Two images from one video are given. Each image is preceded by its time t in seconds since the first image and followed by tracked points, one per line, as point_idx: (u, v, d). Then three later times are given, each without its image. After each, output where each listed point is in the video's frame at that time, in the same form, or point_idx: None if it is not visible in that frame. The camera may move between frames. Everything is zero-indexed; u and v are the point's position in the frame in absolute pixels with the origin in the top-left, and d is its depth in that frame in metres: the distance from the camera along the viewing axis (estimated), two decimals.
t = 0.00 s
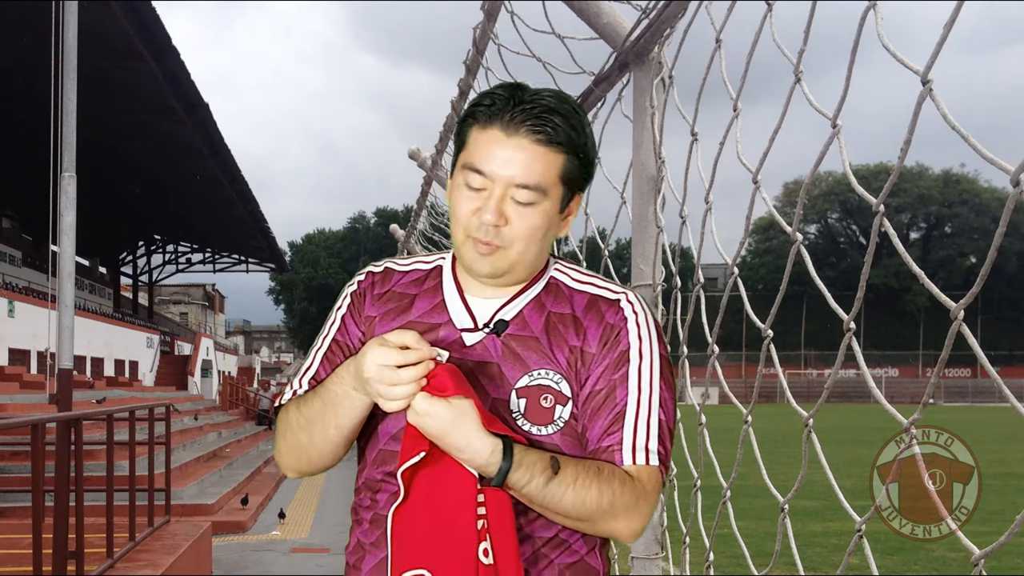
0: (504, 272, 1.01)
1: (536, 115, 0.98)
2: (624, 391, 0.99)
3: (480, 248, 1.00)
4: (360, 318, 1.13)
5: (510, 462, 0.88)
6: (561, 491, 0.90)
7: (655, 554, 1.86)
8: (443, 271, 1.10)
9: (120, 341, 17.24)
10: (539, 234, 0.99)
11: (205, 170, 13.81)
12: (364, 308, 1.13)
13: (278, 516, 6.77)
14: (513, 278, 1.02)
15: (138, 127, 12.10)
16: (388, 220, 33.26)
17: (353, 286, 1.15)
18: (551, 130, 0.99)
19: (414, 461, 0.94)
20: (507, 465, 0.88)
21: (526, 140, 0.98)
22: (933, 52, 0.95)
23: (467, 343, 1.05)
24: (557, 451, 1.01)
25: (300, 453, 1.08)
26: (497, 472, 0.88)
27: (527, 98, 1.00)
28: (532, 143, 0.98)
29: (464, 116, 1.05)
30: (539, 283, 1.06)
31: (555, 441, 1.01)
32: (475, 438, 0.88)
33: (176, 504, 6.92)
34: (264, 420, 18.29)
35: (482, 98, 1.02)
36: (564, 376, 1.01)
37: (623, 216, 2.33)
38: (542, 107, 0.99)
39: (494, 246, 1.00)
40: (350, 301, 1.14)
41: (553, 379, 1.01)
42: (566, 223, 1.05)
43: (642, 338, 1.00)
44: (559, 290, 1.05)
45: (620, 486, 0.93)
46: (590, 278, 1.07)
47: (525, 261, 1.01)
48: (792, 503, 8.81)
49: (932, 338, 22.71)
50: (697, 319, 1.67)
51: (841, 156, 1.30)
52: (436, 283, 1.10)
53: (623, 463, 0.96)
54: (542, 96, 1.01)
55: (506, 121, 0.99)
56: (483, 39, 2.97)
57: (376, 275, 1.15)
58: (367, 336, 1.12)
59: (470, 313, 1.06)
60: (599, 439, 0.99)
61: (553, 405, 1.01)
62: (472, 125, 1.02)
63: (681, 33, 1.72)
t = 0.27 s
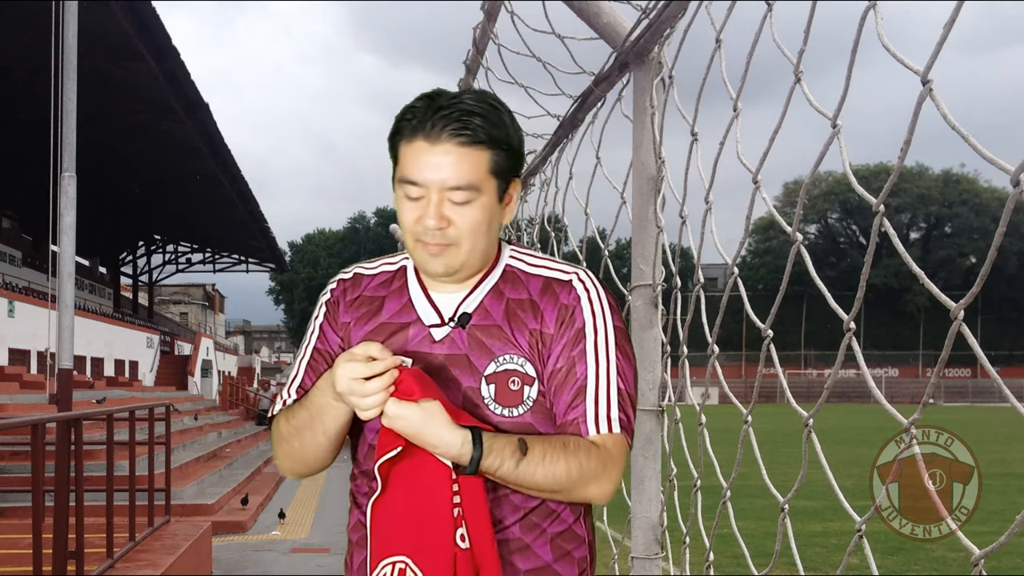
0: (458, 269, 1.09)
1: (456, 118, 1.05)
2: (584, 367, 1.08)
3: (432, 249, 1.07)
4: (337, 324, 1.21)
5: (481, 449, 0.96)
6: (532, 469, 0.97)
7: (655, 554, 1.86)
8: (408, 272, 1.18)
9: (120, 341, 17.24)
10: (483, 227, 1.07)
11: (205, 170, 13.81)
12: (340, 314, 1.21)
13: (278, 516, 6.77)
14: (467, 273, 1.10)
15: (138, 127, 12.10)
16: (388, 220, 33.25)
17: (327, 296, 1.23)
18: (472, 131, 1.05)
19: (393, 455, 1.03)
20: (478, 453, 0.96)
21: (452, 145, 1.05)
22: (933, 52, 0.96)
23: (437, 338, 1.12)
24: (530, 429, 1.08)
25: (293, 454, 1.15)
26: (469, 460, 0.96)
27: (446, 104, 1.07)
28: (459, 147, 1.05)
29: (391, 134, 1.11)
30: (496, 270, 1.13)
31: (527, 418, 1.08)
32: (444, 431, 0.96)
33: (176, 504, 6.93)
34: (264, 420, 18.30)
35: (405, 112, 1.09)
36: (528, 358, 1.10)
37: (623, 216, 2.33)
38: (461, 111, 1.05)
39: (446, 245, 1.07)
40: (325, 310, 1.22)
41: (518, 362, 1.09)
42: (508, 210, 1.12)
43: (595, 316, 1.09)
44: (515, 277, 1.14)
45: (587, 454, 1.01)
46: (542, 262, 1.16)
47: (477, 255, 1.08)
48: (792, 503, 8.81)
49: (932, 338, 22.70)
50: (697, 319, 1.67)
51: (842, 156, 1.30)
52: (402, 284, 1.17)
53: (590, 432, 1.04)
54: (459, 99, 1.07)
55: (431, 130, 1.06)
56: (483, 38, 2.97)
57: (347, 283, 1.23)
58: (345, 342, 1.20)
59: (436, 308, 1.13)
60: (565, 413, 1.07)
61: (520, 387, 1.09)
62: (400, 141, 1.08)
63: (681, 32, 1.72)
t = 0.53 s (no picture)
0: (436, 255, 1.10)
1: (400, 111, 1.07)
2: (567, 337, 1.09)
3: (408, 241, 1.08)
4: (331, 323, 1.24)
5: (469, 424, 0.99)
6: (521, 439, 1.00)
7: (655, 554, 1.86)
8: (393, 266, 1.20)
9: (120, 341, 17.25)
10: (449, 206, 1.08)
11: (205, 170, 13.81)
12: (333, 313, 1.25)
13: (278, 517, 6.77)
14: (445, 258, 1.11)
15: (138, 127, 12.10)
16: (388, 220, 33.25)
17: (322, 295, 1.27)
18: (415, 118, 1.07)
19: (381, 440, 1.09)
20: (467, 428, 0.98)
21: (400, 137, 1.07)
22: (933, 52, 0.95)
23: (425, 323, 1.14)
24: (520, 403, 1.09)
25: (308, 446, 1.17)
26: (459, 435, 0.98)
27: (387, 102, 1.09)
28: (409, 137, 1.07)
29: (347, 145, 1.14)
30: (477, 252, 1.15)
31: (516, 393, 1.09)
32: (431, 408, 0.99)
33: (176, 504, 6.93)
34: (264, 420, 18.30)
35: (352, 121, 1.11)
36: (513, 334, 1.11)
37: (623, 216, 2.33)
38: (404, 103, 1.08)
39: (418, 233, 1.08)
40: (319, 312, 1.26)
41: (504, 338, 1.11)
42: (475, 186, 1.14)
43: (573, 286, 1.10)
44: (494, 258, 1.14)
45: (575, 421, 1.03)
46: (517, 241, 1.16)
47: (450, 235, 1.09)
48: (792, 503, 8.81)
49: (932, 338, 22.70)
50: (697, 319, 1.67)
51: (842, 156, 1.30)
52: (388, 278, 1.20)
53: (577, 401, 1.05)
54: (395, 98, 1.09)
55: (378, 130, 1.08)
56: (483, 38, 2.97)
57: (337, 283, 1.26)
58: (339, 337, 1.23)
59: (422, 295, 1.15)
60: (553, 382, 1.09)
61: (507, 363, 1.10)
62: (355, 147, 1.10)
63: (681, 32, 1.71)
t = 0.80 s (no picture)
0: (433, 249, 1.12)
1: (385, 113, 1.09)
2: (560, 333, 1.08)
3: (406, 238, 1.11)
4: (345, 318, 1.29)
5: (454, 418, 0.99)
6: (505, 433, 0.99)
7: (655, 554, 1.86)
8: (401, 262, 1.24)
9: (120, 341, 17.25)
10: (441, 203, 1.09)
11: (205, 170, 13.80)
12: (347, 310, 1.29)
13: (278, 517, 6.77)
14: (444, 251, 1.13)
15: (138, 127, 12.10)
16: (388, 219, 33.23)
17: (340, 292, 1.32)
18: (400, 117, 1.09)
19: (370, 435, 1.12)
20: (451, 421, 0.98)
21: (388, 135, 1.09)
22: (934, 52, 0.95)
23: (429, 320, 1.16)
24: (518, 398, 1.10)
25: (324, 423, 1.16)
26: (444, 428, 0.99)
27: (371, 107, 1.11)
28: (397, 136, 1.09)
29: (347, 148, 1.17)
30: (479, 249, 1.16)
31: (511, 389, 1.10)
32: (416, 402, 0.99)
33: (176, 504, 6.92)
34: (264, 420, 18.30)
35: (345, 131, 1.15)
36: (509, 329, 1.11)
37: (623, 216, 2.33)
38: (391, 103, 1.10)
39: (413, 229, 1.10)
40: (336, 307, 1.31)
41: (501, 334, 1.11)
42: (470, 173, 1.15)
43: (568, 282, 1.10)
44: (496, 254, 1.15)
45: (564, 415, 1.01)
46: (522, 237, 1.17)
47: (444, 230, 1.11)
48: (792, 503, 8.82)
49: (932, 338, 22.70)
50: (697, 319, 1.67)
51: (842, 156, 1.30)
52: (397, 275, 1.23)
53: (568, 396, 1.05)
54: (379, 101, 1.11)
55: (367, 135, 1.10)
56: (483, 38, 2.97)
57: (354, 280, 1.31)
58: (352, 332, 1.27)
59: (426, 291, 1.18)
60: (546, 377, 1.08)
61: (503, 359, 1.10)
62: (351, 148, 1.13)
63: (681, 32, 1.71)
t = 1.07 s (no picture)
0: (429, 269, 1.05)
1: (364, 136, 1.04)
2: (575, 370, 0.99)
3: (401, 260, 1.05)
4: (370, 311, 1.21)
5: (463, 463, 0.92)
6: (519, 475, 0.92)
7: (655, 554, 1.86)
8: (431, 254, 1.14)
9: (120, 341, 17.25)
10: (421, 226, 1.01)
11: (205, 170, 13.80)
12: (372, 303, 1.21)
13: (278, 517, 6.77)
14: (433, 269, 1.06)
15: (138, 127, 12.11)
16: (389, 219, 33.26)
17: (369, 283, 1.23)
18: (379, 138, 1.01)
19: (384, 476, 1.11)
20: (461, 468, 0.92)
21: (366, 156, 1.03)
22: (933, 52, 0.95)
23: (443, 330, 1.07)
24: (522, 429, 1.02)
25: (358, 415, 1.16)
26: (454, 475, 0.92)
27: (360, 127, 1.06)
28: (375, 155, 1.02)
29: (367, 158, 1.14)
30: (498, 264, 1.06)
31: (519, 416, 1.02)
32: (428, 448, 0.93)
33: (176, 504, 6.92)
34: (264, 420, 18.30)
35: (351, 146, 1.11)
36: (520, 356, 1.03)
37: (624, 216, 2.33)
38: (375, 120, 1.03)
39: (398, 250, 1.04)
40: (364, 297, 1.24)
41: (511, 360, 1.03)
42: (466, 182, 1.03)
43: (583, 312, 1.00)
44: (515, 271, 1.06)
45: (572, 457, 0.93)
46: (539, 251, 1.07)
47: (427, 252, 1.03)
48: (792, 503, 8.83)
49: (932, 338, 22.72)
50: (696, 319, 1.67)
51: (842, 156, 1.30)
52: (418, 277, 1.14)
53: (582, 438, 0.95)
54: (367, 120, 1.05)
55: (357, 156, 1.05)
56: (483, 39, 2.97)
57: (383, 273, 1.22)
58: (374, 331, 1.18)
59: (444, 297, 1.09)
60: (562, 414, 0.99)
61: (511, 386, 1.02)
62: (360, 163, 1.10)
63: (681, 32, 1.71)
